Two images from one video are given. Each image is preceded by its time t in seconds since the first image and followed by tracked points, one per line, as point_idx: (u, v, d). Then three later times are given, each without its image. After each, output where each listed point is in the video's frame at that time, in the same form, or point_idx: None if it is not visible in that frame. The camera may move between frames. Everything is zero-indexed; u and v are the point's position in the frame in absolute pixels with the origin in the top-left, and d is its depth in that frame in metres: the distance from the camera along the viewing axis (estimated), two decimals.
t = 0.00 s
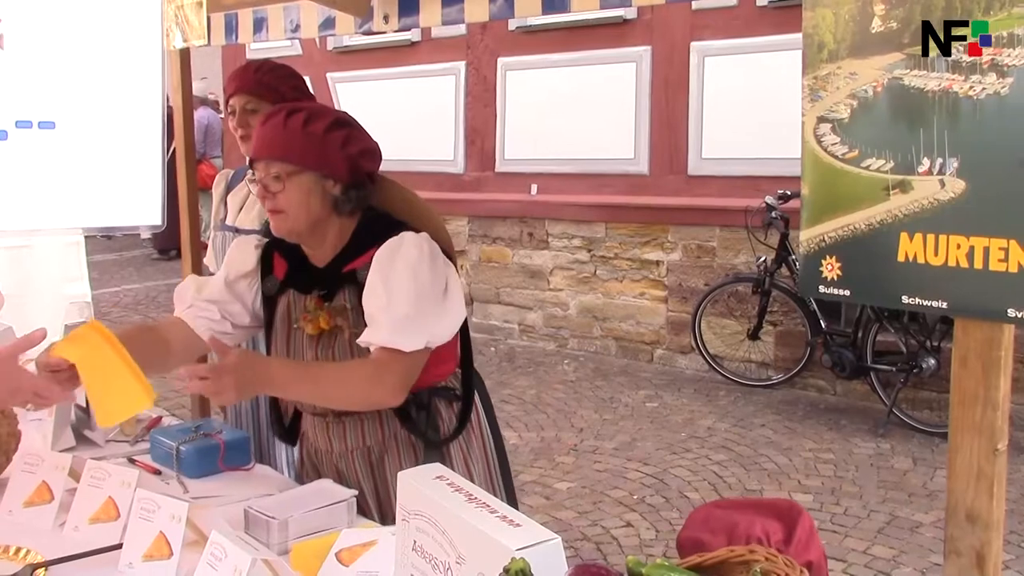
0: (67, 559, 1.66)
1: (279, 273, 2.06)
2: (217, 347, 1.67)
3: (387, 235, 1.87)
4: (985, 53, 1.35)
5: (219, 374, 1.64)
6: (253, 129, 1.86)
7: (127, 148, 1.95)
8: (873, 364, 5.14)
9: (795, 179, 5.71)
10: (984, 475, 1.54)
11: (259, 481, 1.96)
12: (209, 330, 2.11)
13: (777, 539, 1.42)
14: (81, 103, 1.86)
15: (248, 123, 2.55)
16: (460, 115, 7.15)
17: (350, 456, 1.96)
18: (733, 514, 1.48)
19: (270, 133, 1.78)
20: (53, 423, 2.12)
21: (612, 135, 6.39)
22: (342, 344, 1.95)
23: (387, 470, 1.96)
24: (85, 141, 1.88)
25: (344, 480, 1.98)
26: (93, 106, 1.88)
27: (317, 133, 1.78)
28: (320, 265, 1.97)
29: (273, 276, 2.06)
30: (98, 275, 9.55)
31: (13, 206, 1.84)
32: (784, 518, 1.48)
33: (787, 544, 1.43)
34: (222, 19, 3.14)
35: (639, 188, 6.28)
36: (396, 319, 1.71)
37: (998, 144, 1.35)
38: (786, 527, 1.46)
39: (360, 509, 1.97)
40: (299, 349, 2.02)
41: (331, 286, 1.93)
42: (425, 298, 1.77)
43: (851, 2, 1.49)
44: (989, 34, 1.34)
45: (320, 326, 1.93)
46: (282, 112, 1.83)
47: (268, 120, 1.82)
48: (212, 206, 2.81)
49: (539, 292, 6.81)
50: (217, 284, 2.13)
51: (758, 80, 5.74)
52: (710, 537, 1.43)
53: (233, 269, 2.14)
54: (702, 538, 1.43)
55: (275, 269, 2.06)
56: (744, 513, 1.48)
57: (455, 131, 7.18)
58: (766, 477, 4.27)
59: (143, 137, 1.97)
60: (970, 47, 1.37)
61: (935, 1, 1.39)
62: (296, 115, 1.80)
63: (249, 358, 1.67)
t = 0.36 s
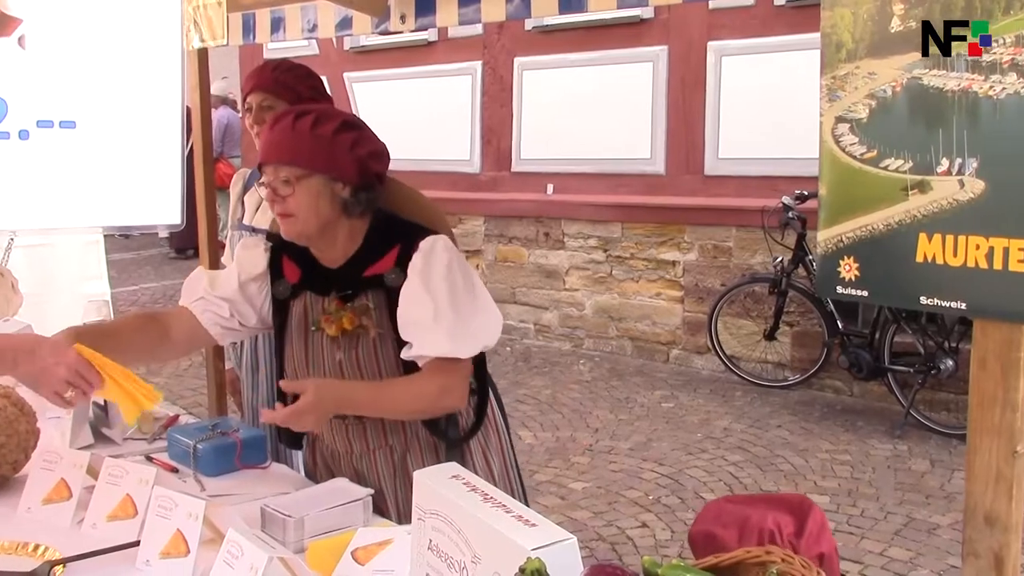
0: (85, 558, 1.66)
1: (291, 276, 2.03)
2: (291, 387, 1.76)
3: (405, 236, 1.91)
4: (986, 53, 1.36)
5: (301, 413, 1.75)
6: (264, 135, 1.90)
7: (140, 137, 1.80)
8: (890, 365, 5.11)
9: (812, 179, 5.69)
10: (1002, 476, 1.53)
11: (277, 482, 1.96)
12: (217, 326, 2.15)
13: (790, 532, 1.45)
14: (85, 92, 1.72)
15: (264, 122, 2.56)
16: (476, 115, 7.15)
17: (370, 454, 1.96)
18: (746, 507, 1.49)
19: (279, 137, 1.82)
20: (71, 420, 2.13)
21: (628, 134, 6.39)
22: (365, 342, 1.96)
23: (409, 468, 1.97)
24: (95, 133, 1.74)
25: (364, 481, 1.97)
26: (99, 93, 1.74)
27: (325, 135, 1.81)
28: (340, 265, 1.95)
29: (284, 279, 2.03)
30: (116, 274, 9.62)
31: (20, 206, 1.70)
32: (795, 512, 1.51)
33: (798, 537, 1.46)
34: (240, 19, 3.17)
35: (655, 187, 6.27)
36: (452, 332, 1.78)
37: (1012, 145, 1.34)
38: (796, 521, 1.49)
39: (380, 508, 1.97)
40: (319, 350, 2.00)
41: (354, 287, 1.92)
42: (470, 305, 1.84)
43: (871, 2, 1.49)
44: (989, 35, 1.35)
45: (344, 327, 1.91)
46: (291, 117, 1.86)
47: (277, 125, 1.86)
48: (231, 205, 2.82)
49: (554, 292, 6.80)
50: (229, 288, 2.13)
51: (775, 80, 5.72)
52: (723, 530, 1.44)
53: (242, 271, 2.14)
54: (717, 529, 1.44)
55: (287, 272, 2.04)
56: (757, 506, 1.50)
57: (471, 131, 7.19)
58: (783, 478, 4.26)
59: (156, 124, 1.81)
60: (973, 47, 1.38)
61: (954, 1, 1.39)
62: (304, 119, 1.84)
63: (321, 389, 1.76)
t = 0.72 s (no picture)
0: (100, 556, 1.67)
1: (313, 276, 2.05)
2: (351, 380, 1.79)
3: (433, 237, 1.92)
4: (986, 52, 1.37)
5: (359, 398, 1.79)
6: (297, 154, 1.82)
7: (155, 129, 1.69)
8: (905, 366, 5.09)
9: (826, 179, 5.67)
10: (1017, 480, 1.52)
11: (290, 480, 1.97)
12: (243, 330, 2.14)
13: (799, 529, 1.39)
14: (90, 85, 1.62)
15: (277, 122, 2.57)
16: (490, 115, 7.16)
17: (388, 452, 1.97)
18: (752, 506, 1.43)
19: (329, 155, 1.77)
20: (86, 418, 2.14)
21: (642, 134, 6.38)
22: (387, 342, 1.93)
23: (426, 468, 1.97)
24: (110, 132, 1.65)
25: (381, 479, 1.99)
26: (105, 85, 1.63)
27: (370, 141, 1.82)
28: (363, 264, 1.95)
29: (307, 279, 2.05)
30: (133, 273, 9.68)
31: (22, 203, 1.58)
32: (803, 507, 1.45)
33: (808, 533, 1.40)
34: (255, 19, 3.18)
35: (669, 187, 6.26)
36: (499, 340, 1.83)
37: None
38: (804, 516, 1.43)
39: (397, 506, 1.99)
40: (340, 351, 1.99)
41: (380, 288, 1.92)
42: (507, 308, 1.89)
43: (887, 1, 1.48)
44: (989, 35, 1.37)
45: (366, 326, 1.91)
46: (325, 130, 1.81)
47: (317, 141, 1.80)
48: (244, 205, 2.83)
49: (568, 293, 6.80)
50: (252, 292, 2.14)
51: (789, 80, 5.70)
52: (731, 530, 1.39)
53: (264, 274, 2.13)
54: (724, 531, 1.39)
55: (311, 271, 2.05)
56: (763, 504, 1.45)
57: (485, 130, 7.19)
58: (798, 480, 4.24)
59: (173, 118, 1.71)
60: (973, 48, 1.39)
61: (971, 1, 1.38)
62: (344, 129, 1.80)
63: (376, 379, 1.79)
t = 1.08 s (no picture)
0: (114, 554, 1.67)
1: (384, 268, 2.05)
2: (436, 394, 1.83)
3: (516, 244, 1.92)
4: (986, 51, 1.39)
5: (450, 412, 1.81)
6: (397, 164, 1.85)
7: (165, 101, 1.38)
8: (919, 366, 5.07)
9: (839, 179, 5.66)
10: None
11: (301, 479, 1.98)
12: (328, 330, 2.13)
13: (796, 502, 1.38)
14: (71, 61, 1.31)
15: (289, 122, 2.58)
16: (502, 117, 7.17)
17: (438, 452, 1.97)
18: (752, 487, 1.43)
19: (435, 174, 1.81)
20: (100, 418, 2.15)
21: (654, 134, 6.38)
22: (454, 339, 1.90)
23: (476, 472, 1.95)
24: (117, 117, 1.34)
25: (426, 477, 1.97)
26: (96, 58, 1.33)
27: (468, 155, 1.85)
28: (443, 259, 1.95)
29: (377, 271, 2.05)
30: (145, 272, 9.74)
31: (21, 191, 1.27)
32: (802, 488, 1.44)
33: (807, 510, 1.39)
34: (268, 19, 3.18)
35: (681, 187, 6.25)
36: (590, 354, 1.87)
37: None
38: (804, 496, 1.42)
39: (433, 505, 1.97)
40: (404, 345, 1.96)
41: (455, 286, 1.92)
42: (591, 317, 1.92)
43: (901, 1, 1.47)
44: (988, 35, 1.39)
45: (434, 319, 1.89)
46: (427, 145, 1.84)
47: (421, 157, 1.83)
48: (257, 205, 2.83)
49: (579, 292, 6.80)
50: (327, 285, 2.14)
51: (802, 80, 5.69)
52: (731, 506, 1.39)
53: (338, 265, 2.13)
54: (723, 507, 1.39)
55: (382, 263, 2.05)
56: (764, 485, 1.45)
57: (497, 130, 7.20)
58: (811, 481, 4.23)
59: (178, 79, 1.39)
60: (975, 47, 1.40)
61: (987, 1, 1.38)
62: (448, 145, 1.84)
63: (463, 400, 1.82)
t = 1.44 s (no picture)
0: (127, 552, 1.67)
1: (465, 258, 2.11)
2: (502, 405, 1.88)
3: (590, 251, 1.92)
4: (989, 50, 1.39)
5: (513, 423, 1.84)
6: (468, 142, 1.97)
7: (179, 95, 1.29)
8: (933, 367, 5.06)
9: (852, 178, 5.65)
10: None
11: (314, 478, 1.99)
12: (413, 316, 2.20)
13: (805, 497, 1.37)
14: (79, 57, 1.20)
15: (302, 122, 2.59)
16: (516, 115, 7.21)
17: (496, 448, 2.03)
18: (763, 482, 1.43)
19: (490, 155, 1.90)
20: (114, 417, 2.16)
21: (666, 134, 6.37)
22: (519, 337, 1.94)
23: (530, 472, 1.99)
24: (134, 117, 1.25)
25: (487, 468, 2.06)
26: (105, 52, 1.22)
27: (532, 149, 1.88)
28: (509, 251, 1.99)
29: (459, 260, 2.12)
30: (159, 271, 9.79)
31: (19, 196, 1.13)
32: (812, 483, 1.44)
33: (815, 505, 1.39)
34: (282, 19, 3.19)
35: (693, 187, 6.24)
36: (654, 367, 1.86)
37: None
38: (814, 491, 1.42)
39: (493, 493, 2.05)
40: (473, 337, 2.02)
41: (526, 286, 1.95)
42: (661, 331, 1.91)
43: None
44: (988, 35, 1.38)
45: (503, 315, 1.94)
46: (494, 130, 1.92)
47: (484, 137, 1.92)
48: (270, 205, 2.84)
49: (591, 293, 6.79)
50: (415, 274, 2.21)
51: (814, 79, 5.68)
52: (739, 499, 1.39)
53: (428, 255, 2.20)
54: (732, 500, 1.39)
55: (465, 254, 2.12)
56: (774, 480, 1.45)
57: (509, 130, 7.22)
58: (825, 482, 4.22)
59: (190, 72, 1.30)
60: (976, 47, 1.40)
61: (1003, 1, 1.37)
62: (508, 133, 1.90)
63: (527, 414, 1.85)
